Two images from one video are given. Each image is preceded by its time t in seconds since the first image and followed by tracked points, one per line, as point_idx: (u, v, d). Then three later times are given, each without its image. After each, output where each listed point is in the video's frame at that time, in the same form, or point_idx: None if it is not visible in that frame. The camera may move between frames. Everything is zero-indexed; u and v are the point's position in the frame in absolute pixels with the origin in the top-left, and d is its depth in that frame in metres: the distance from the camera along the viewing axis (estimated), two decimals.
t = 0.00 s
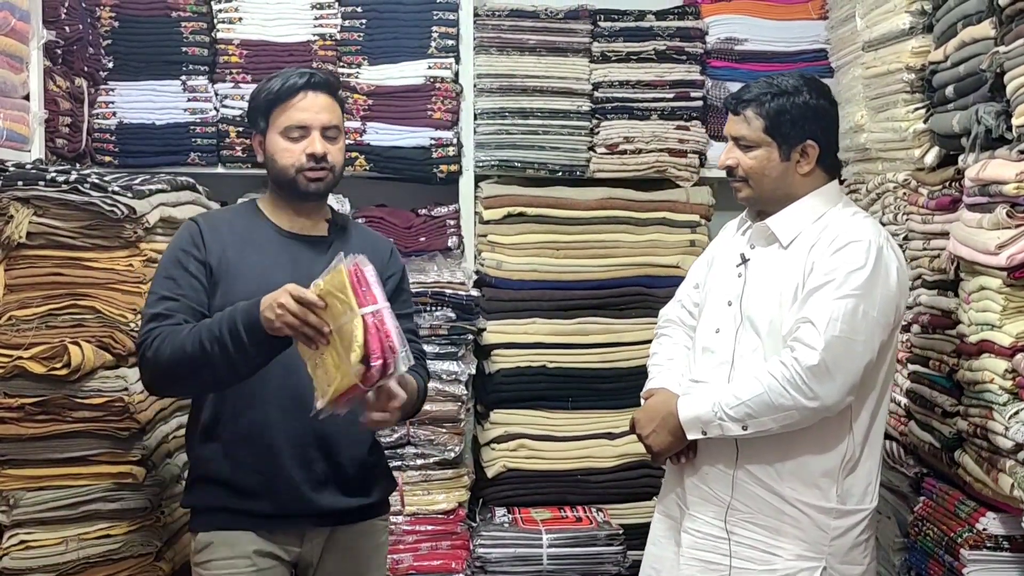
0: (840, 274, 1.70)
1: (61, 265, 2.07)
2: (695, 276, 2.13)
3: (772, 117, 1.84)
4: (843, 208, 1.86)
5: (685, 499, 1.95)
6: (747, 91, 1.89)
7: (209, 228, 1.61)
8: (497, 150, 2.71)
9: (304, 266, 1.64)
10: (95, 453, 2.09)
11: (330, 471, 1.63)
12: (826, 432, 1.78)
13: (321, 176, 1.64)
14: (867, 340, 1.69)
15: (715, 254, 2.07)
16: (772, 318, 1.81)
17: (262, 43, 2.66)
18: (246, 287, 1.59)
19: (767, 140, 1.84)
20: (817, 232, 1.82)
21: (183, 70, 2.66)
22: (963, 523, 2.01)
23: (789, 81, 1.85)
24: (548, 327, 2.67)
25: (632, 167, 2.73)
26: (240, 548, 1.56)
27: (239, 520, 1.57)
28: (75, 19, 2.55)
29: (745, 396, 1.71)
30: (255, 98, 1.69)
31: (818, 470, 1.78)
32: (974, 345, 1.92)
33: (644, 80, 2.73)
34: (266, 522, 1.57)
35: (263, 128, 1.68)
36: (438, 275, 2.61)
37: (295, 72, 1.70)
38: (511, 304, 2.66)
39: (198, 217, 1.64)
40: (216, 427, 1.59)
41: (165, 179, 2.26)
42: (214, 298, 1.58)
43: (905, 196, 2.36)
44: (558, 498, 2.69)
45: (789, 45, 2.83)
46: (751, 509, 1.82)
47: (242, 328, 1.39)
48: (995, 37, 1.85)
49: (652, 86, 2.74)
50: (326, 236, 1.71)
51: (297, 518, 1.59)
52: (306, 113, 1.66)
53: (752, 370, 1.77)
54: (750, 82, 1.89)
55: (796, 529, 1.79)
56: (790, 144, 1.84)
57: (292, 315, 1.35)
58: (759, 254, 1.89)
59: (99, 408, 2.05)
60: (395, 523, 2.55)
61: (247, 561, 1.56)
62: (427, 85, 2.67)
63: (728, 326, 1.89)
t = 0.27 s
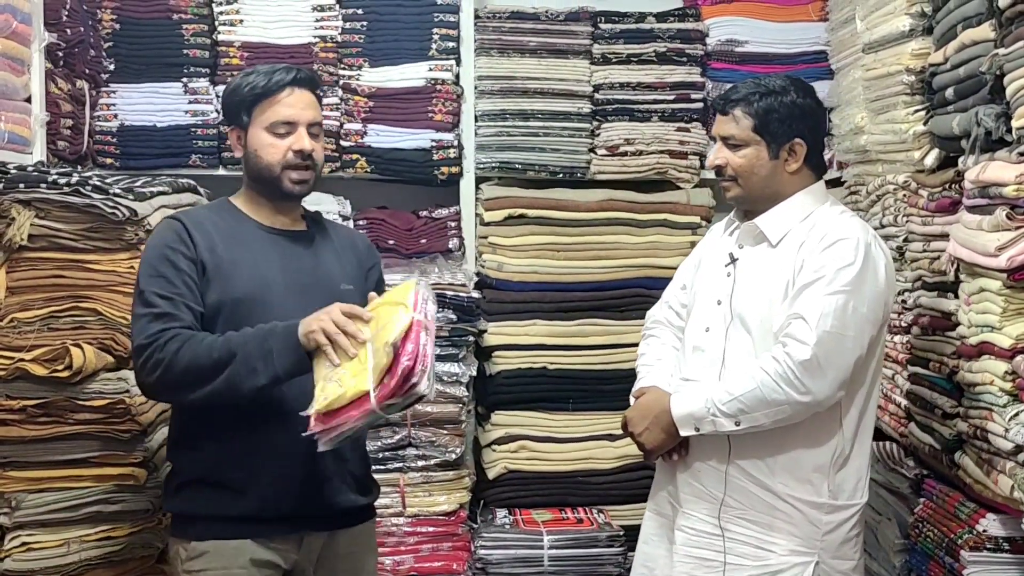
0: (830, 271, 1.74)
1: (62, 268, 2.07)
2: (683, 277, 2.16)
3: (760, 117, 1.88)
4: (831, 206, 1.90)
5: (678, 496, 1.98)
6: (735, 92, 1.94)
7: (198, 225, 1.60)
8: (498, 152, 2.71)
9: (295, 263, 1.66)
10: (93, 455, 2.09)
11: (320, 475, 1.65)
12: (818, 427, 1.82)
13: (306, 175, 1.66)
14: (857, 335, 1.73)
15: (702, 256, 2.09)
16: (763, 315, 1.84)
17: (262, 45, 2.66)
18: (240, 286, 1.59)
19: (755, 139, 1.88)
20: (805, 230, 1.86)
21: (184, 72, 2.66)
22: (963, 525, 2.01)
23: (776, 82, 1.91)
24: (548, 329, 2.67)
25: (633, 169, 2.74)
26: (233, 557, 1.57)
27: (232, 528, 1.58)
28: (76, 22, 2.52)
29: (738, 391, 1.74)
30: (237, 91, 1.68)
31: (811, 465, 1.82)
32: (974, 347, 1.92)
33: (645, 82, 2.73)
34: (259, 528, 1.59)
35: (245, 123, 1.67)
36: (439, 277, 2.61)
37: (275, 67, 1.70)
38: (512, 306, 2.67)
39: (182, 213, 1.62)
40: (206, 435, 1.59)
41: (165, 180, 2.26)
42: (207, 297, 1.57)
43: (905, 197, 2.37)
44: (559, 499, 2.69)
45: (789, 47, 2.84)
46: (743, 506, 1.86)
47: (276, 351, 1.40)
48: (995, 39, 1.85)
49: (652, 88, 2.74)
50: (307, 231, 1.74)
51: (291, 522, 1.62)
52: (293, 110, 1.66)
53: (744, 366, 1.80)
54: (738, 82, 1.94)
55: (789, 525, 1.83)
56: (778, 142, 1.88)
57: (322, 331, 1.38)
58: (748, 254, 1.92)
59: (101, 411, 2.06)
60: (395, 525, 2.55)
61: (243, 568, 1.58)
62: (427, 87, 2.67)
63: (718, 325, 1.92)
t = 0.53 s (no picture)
0: (824, 268, 1.75)
1: (61, 268, 2.07)
2: (672, 278, 2.17)
3: (749, 118, 1.88)
4: (820, 206, 1.91)
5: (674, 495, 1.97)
6: (722, 94, 1.94)
7: (173, 232, 1.57)
8: (498, 153, 2.71)
9: (272, 264, 1.67)
10: (93, 456, 2.10)
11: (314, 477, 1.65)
12: (813, 423, 1.83)
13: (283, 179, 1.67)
14: (852, 331, 1.73)
15: (691, 256, 2.09)
16: (757, 315, 1.85)
17: (262, 45, 2.66)
18: (223, 289, 1.58)
19: (743, 140, 1.88)
20: (796, 229, 1.86)
21: (184, 73, 2.66)
22: (964, 526, 2.01)
23: (763, 84, 1.91)
24: (549, 330, 2.67)
25: (633, 170, 2.73)
26: (237, 565, 1.57)
27: (231, 538, 1.57)
28: (75, 22, 2.54)
29: (736, 389, 1.74)
30: (211, 90, 1.64)
31: (808, 461, 1.82)
32: (975, 348, 1.92)
33: (645, 82, 2.73)
34: (259, 535, 1.59)
35: (219, 122, 1.64)
36: (439, 278, 2.60)
37: (247, 67, 1.68)
38: (512, 306, 2.67)
39: (152, 221, 1.58)
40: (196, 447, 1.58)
41: (165, 182, 2.23)
42: (190, 302, 1.55)
43: (906, 198, 2.36)
44: (560, 501, 2.69)
45: (789, 47, 2.84)
46: (741, 504, 1.86)
47: (279, 342, 1.43)
48: (996, 39, 1.85)
49: (652, 89, 2.74)
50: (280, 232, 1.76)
51: (287, 525, 1.61)
52: (271, 113, 1.65)
53: (740, 364, 1.81)
54: (724, 86, 1.95)
55: (787, 521, 1.82)
56: (767, 144, 1.88)
57: (331, 289, 1.46)
58: (739, 254, 1.93)
59: (99, 412, 2.07)
60: (395, 526, 2.55)
61: None
62: (427, 88, 2.67)
63: (710, 325, 1.92)
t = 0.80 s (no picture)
0: (819, 265, 1.75)
1: (63, 269, 2.07)
2: (666, 278, 2.17)
3: (741, 117, 1.88)
4: (813, 204, 1.91)
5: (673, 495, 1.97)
6: (714, 94, 1.93)
7: (171, 233, 1.55)
8: (499, 153, 2.71)
9: (265, 267, 1.67)
10: (95, 457, 2.11)
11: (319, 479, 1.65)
12: (810, 421, 1.83)
13: (281, 185, 1.66)
14: (847, 328, 1.73)
15: (684, 257, 2.09)
16: (753, 314, 1.84)
17: (263, 46, 2.66)
18: (221, 291, 1.57)
19: (736, 140, 1.88)
20: (790, 227, 1.86)
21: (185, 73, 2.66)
22: (967, 526, 2.01)
23: (755, 83, 1.91)
24: (550, 331, 2.67)
25: (634, 170, 2.73)
26: (246, 569, 1.57)
27: (236, 540, 1.56)
28: (77, 24, 2.52)
29: (732, 387, 1.74)
30: (212, 91, 1.60)
31: (805, 459, 1.83)
32: (977, 348, 1.92)
33: (647, 83, 2.73)
34: (268, 538, 1.59)
35: (219, 125, 1.60)
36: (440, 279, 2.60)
37: (249, 68, 1.64)
38: (512, 307, 2.66)
39: (148, 222, 1.56)
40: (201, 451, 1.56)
41: (167, 184, 2.22)
42: (192, 305, 1.53)
43: (907, 199, 2.35)
44: (561, 502, 2.69)
45: (790, 48, 2.84)
46: (741, 503, 1.85)
47: (291, 325, 1.37)
48: (998, 39, 1.84)
49: (653, 89, 2.74)
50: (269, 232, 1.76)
51: (290, 526, 1.61)
52: (272, 119, 1.63)
53: (735, 363, 1.80)
54: (717, 86, 1.94)
55: (786, 519, 1.82)
56: (759, 142, 1.88)
57: (342, 266, 1.40)
58: (733, 253, 1.93)
59: (102, 412, 2.07)
60: (397, 527, 2.55)
61: None
62: (428, 88, 2.67)
63: (706, 324, 1.92)
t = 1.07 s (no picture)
0: (813, 267, 1.75)
1: (63, 271, 2.09)
2: (661, 279, 2.17)
3: (734, 123, 1.87)
4: (808, 206, 1.91)
5: (666, 495, 1.97)
6: (707, 100, 1.93)
7: (188, 229, 1.53)
8: (499, 155, 2.71)
9: (277, 266, 1.65)
10: (95, 459, 2.12)
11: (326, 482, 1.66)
12: (803, 422, 1.83)
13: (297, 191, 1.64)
14: (841, 330, 1.74)
15: (680, 259, 2.10)
16: (747, 315, 1.85)
17: (263, 47, 2.66)
18: (236, 290, 1.55)
19: (729, 146, 1.88)
20: (785, 230, 1.86)
21: (185, 75, 2.66)
22: (966, 528, 2.01)
23: (746, 88, 1.90)
24: (550, 332, 2.67)
25: (634, 171, 2.74)
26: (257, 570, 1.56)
27: (241, 542, 1.56)
28: (76, 25, 2.53)
29: (725, 388, 1.74)
30: (238, 92, 1.56)
31: (798, 460, 1.83)
32: (976, 350, 1.92)
33: (646, 84, 2.73)
34: (277, 541, 1.59)
35: (243, 127, 1.57)
36: (439, 280, 2.61)
37: (276, 71, 1.60)
38: (512, 309, 2.67)
39: (165, 216, 1.53)
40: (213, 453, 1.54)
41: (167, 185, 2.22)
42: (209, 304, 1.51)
43: (907, 200, 2.35)
44: (561, 503, 2.69)
45: (790, 49, 2.84)
46: (732, 504, 1.86)
47: (315, 329, 1.38)
48: (997, 41, 1.84)
49: (653, 91, 2.74)
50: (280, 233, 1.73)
51: (295, 529, 1.60)
52: (297, 125, 1.60)
53: (729, 365, 1.81)
54: (710, 91, 1.94)
55: (778, 520, 1.83)
56: (752, 147, 1.88)
57: (369, 281, 1.45)
58: (728, 255, 1.93)
59: (102, 414, 2.08)
60: (397, 528, 2.55)
61: None
62: (428, 90, 2.67)
63: (700, 326, 1.93)
